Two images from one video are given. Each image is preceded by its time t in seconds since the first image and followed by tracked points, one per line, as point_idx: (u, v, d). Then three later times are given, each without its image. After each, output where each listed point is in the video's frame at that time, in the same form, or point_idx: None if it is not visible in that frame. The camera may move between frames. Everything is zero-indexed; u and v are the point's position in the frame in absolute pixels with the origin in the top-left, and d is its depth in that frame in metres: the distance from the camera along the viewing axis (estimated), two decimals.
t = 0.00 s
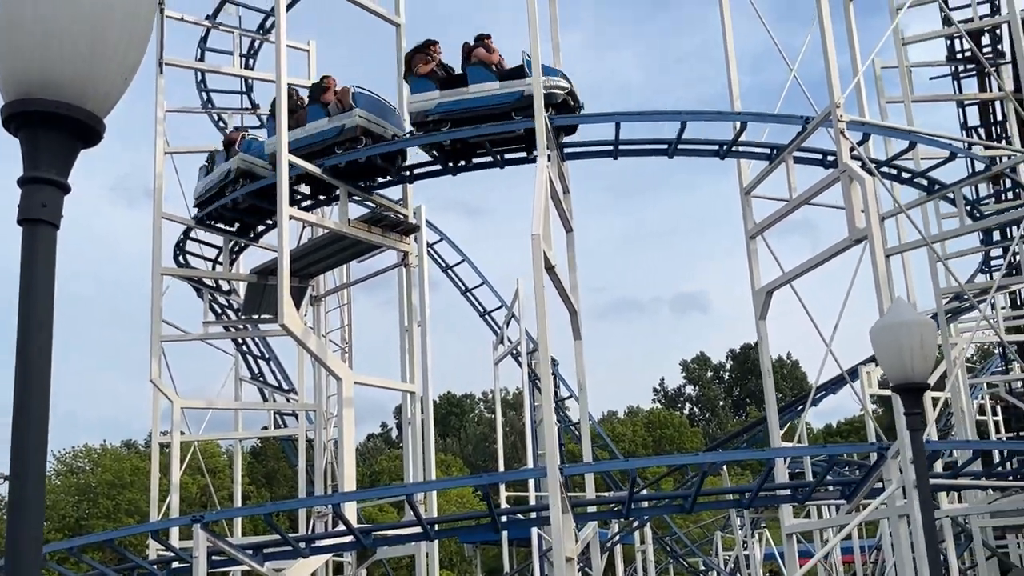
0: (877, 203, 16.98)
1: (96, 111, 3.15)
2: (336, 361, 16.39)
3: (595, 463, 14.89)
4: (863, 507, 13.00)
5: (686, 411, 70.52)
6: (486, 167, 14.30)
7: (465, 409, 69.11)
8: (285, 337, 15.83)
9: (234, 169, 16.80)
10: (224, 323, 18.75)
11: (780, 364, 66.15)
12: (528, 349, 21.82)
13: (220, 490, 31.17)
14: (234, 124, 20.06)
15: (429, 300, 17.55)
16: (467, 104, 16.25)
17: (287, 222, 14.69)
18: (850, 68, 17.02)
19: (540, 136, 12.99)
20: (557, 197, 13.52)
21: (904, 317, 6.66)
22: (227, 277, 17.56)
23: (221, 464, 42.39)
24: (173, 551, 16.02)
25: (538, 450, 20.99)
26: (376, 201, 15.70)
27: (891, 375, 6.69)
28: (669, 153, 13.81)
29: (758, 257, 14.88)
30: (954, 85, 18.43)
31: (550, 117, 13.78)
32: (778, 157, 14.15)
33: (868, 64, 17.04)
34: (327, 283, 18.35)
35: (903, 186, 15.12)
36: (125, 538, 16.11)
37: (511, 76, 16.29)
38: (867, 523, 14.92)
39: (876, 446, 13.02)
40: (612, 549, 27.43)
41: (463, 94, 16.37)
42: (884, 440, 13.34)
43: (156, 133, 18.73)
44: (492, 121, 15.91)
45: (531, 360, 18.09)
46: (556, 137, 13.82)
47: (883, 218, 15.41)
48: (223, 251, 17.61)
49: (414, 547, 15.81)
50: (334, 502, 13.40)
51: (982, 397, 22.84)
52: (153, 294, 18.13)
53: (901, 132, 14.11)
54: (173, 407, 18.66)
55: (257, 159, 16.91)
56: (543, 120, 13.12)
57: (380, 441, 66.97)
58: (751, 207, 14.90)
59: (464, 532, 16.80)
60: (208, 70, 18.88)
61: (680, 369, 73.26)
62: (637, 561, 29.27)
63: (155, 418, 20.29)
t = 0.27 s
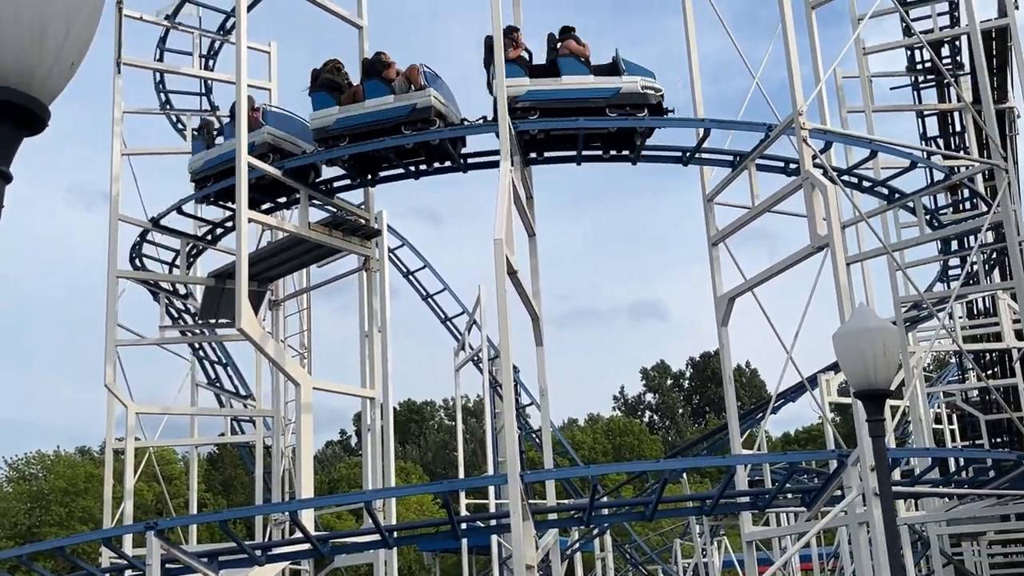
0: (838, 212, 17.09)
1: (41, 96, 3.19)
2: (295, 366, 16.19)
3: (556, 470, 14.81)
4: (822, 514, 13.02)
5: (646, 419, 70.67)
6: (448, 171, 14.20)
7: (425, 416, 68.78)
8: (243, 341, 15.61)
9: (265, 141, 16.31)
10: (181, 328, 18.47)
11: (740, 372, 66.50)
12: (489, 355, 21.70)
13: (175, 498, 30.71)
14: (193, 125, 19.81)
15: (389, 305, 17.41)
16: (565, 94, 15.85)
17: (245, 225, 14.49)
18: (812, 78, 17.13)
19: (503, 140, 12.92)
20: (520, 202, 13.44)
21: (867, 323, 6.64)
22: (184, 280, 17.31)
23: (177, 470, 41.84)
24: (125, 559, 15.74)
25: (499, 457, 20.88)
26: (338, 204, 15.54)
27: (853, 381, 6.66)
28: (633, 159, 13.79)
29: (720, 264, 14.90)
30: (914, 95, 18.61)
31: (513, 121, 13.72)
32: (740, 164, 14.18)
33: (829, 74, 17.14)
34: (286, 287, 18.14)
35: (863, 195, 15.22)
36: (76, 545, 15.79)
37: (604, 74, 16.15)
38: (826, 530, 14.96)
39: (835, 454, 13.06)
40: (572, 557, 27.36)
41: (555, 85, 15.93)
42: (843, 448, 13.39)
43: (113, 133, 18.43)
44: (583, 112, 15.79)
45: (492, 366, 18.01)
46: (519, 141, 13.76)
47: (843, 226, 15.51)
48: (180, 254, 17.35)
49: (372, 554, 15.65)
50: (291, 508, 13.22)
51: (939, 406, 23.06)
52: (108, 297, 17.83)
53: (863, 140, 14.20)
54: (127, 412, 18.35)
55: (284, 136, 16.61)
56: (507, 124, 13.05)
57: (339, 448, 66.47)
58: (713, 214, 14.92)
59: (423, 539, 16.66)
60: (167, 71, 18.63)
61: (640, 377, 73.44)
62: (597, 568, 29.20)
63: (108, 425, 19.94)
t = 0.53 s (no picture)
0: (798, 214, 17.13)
1: None
2: (251, 365, 15.95)
3: (515, 470, 14.70)
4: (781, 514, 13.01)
5: (608, 421, 70.75)
6: (408, 168, 14.04)
7: (387, 417, 68.36)
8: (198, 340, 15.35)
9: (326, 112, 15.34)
10: (135, 326, 18.16)
11: (701, 374, 66.78)
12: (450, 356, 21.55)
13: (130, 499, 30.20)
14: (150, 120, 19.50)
15: (348, 304, 17.22)
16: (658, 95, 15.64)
17: (200, 221, 14.24)
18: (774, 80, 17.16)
19: (464, 137, 12.78)
20: (480, 200, 13.31)
21: (826, 321, 6.60)
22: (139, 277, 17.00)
23: (134, 472, 41.19)
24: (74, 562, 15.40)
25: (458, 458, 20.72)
26: (296, 201, 15.32)
27: (812, 381, 6.59)
28: (594, 158, 13.70)
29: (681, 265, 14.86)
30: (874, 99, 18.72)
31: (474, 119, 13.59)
32: (701, 164, 14.15)
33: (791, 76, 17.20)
34: (244, 284, 17.89)
35: (823, 196, 15.25)
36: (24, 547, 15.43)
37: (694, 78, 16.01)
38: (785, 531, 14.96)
39: (794, 454, 13.04)
40: (533, 558, 27.25)
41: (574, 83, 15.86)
42: (802, 448, 13.38)
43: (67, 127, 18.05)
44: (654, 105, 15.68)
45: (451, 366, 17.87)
46: (480, 139, 13.63)
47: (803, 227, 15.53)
48: (136, 250, 17.04)
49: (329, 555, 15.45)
50: (245, 509, 12.99)
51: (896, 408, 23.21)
52: (61, 294, 17.48)
53: (824, 142, 14.22)
54: (79, 411, 18.00)
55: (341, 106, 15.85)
56: (468, 122, 12.92)
57: (300, 450, 65.90)
58: (675, 215, 14.88)
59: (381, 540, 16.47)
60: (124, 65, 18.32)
61: (602, 379, 73.52)
62: (557, 570, 29.13)
63: (60, 425, 19.54)
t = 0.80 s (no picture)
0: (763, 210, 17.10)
1: None
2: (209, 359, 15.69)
3: (477, 467, 14.54)
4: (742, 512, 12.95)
5: (574, 417, 70.77)
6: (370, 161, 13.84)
7: (352, 413, 67.95)
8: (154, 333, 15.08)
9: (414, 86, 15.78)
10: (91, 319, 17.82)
11: (666, 371, 66.94)
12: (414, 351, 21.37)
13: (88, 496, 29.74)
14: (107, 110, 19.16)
15: (309, 298, 16.99)
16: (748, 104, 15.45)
17: (157, 213, 13.97)
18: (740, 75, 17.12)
19: (426, 130, 12.61)
20: (443, 193, 13.15)
21: (787, 316, 6.50)
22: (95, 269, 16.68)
23: (94, 468, 40.62)
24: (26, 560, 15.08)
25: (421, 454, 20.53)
26: (256, 193, 15.07)
27: (771, 377, 6.50)
28: (557, 152, 13.58)
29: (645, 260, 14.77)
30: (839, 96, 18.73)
31: (437, 111, 13.42)
32: (666, 159, 14.07)
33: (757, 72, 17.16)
34: (202, 277, 17.61)
35: (788, 192, 15.22)
36: None
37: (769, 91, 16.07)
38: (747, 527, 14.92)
39: (756, 451, 12.99)
40: (496, 555, 27.11)
41: (544, 73, 15.82)
42: (764, 445, 13.33)
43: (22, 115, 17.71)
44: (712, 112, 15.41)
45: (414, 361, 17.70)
46: (442, 132, 13.47)
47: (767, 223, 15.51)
48: (91, 242, 16.71)
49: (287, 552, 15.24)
50: (200, 506, 12.76)
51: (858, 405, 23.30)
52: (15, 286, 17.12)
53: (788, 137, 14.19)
54: (33, 406, 17.64)
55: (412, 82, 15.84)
56: (430, 114, 12.74)
57: (264, 446, 65.37)
58: (639, 210, 14.80)
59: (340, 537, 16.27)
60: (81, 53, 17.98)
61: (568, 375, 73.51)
62: (520, 567, 29.00)
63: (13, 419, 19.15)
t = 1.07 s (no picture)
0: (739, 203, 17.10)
1: None
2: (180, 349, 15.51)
3: (450, 459, 14.44)
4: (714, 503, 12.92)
5: (548, 411, 70.80)
6: (343, 149, 13.71)
7: (326, 406, 67.63)
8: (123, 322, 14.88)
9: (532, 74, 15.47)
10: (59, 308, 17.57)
11: (641, 365, 67.10)
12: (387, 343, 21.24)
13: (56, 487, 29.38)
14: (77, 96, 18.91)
15: (281, 287, 16.83)
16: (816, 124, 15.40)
17: (126, 200, 13.77)
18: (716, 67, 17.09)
19: (400, 118, 12.49)
20: (416, 182, 13.03)
21: (761, 305, 6.44)
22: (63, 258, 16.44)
23: (64, 460, 40.21)
24: None
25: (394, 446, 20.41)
26: (228, 181, 14.90)
27: (745, 367, 6.45)
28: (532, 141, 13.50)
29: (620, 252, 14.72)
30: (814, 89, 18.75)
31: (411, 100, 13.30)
32: (641, 150, 14.02)
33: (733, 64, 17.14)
34: (173, 267, 17.40)
35: (763, 184, 15.21)
36: None
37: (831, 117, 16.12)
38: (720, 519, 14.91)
39: (730, 443, 12.96)
40: (469, 547, 27.02)
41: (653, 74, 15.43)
42: (738, 437, 13.31)
43: None
44: (816, 132, 15.09)
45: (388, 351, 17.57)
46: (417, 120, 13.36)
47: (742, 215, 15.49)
48: (60, 230, 16.46)
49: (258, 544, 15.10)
50: (169, 496, 12.59)
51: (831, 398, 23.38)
52: None
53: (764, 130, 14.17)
54: None
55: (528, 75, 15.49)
56: (404, 102, 12.62)
57: (236, 438, 64.96)
58: (614, 201, 14.74)
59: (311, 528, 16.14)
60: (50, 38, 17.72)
61: (543, 369, 73.53)
62: (492, 560, 28.93)
63: None
